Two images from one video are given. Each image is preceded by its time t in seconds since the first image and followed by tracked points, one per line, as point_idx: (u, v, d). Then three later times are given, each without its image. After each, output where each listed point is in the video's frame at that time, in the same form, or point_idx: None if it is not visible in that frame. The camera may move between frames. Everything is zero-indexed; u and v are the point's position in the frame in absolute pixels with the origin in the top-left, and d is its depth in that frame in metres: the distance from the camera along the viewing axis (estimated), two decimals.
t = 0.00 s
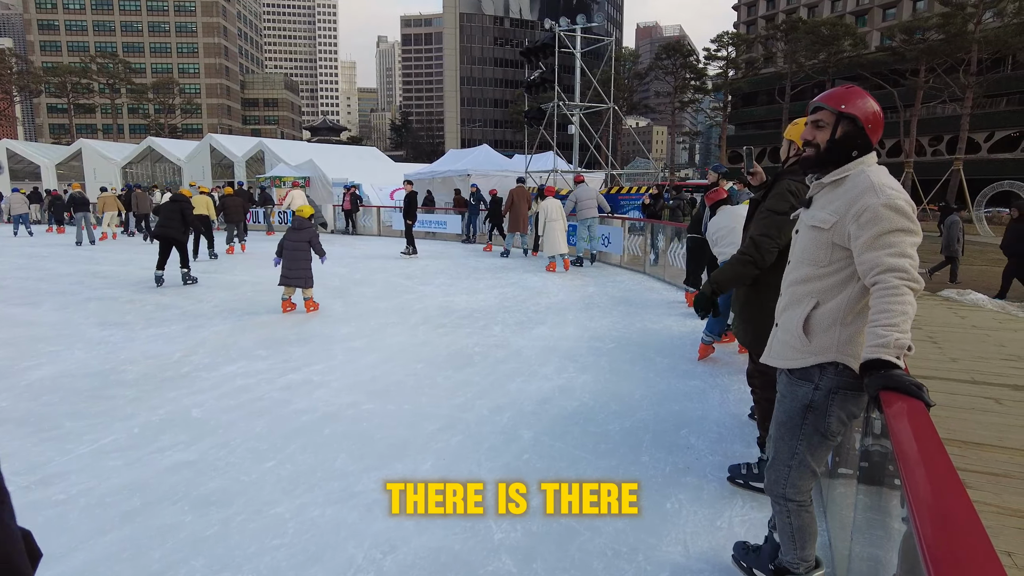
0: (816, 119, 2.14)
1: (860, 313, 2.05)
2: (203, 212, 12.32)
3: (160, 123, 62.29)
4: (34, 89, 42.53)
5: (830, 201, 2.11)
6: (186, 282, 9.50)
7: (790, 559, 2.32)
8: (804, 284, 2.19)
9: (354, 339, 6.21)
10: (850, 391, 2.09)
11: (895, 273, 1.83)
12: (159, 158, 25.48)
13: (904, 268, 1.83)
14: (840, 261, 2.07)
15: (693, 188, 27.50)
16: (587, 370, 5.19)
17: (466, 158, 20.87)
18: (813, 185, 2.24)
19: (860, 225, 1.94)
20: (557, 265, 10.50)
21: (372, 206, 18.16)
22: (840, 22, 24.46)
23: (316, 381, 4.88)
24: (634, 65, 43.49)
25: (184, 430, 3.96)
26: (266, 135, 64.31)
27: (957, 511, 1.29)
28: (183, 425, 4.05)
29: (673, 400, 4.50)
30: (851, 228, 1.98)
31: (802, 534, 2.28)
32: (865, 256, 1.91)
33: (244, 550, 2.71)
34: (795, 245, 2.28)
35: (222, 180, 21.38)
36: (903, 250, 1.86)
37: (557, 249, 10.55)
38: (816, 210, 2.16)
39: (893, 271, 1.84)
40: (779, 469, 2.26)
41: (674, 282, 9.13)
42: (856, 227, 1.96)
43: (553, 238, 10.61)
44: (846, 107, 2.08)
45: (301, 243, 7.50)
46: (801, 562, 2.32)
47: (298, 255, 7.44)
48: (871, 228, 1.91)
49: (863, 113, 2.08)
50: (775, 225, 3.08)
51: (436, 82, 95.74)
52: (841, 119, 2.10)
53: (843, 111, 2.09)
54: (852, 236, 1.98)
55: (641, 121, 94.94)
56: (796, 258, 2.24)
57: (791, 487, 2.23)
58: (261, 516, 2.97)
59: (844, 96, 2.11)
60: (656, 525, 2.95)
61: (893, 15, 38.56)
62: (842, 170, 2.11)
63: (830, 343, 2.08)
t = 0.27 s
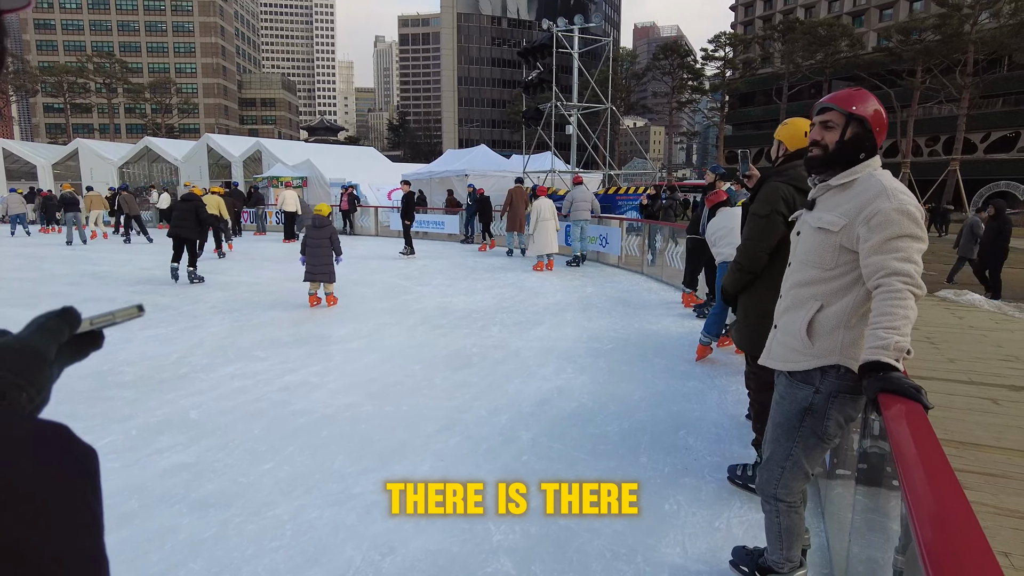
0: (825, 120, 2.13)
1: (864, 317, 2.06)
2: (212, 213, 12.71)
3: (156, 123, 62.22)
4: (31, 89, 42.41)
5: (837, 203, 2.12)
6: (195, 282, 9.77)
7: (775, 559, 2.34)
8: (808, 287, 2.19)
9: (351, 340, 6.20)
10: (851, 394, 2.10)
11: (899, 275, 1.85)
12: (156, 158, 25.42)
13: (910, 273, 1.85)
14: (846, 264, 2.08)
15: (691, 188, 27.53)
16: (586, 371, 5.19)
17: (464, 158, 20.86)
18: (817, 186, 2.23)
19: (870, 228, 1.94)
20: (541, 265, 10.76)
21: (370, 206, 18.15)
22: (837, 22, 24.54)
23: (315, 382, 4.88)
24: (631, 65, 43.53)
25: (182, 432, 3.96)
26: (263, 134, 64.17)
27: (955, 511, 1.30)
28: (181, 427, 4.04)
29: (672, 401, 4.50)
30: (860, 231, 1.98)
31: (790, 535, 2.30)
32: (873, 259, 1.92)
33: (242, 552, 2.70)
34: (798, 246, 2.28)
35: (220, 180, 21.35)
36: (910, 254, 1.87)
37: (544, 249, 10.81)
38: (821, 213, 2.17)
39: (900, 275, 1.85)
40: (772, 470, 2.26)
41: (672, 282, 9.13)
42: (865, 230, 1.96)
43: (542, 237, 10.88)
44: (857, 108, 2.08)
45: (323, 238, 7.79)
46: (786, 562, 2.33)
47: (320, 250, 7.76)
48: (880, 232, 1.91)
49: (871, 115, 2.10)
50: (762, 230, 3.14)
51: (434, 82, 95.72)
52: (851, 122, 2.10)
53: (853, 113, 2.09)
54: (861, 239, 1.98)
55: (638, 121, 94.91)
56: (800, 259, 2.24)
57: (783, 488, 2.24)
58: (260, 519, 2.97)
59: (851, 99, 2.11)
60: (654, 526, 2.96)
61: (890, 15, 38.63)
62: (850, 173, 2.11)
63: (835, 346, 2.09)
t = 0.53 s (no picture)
0: (838, 121, 2.12)
1: (868, 320, 2.08)
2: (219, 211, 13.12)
3: (153, 123, 62.19)
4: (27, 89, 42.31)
5: (846, 205, 2.11)
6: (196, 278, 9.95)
7: (759, 558, 2.34)
8: (814, 288, 2.19)
9: (349, 340, 6.19)
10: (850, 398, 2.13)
11: (905, 278, 1.86)
12: (153, 158, 25.37)
13: (915, 276, 1.86)
14: (854, 267, 2.08)
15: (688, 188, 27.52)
16: (583, 371, 5.19)
17: (461, 158, 20.83)
18: (825, 187, 2.23)
19: (881, 230, 1.94)
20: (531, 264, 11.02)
21: (367, 206, 18.13)
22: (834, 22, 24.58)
23: (312, 383, 4.87)
24: (629, 65, 43.53)
25: (178, 432, 3.94)
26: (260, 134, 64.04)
27: (951, 511, 1.29)
28: (177, 428, 4.02)
29: (669, 401, 4.50)
30: (871, 233, 1.98)
31: (776, 535, 2.30)
32: (881, 262, 1.92)
33: (239, 553, 2.70)
34: (803, 247, 2.28)
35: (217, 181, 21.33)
36: (917, 257, 1.89)
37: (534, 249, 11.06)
38: (830, 213, 2.16)
39: (909, 279, 1.86)
40: (764, 471, 2.26)
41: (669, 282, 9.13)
42: (876, 233, 1.96)
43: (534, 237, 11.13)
44: (870, 110, 2.07)
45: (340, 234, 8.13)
46: (770, 561, 2.33)
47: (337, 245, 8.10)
48: (891, 235, 1.91)
49: (882, 118, 2.10)
50: (750, 229, 3.11)
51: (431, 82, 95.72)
52: (865, 124, 2.10)
53: (867, 114, 2.08)
54: (870, 240, 1.98)
55: (636, 121, 94.85)
56: (806, 260, 2.24)
57: (773, 489, 2.24)
58: (256, 519, 2.96)
59: (865, 100, 2.10)
60: (650, 526, 2.96)
61: (887, 15, 38.66)
62: (861, 175, 2.10)
63: (840, 349, 2.10)
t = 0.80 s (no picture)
0: (832, 119, 2.11)
1: (864, 319, 2.09)
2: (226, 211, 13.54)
3: (151, 123, 62.02)
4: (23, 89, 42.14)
5: (841, 203, 2.12)
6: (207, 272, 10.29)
7: (759, 558, 2.34)
8: (808, 287, 2.20)
9: (346, 340, 6.18)
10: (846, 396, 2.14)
11: (900, 275, 1.87)
12: (150, 158, 25.31)
13: (910, 273, 1.86)
14: (848, 265, 2.09)
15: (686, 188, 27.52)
16: (580, 371, 5.18)
17: (459, 158, 20.82)
18: (819, 184, 2.23)
19: (876, 226, 1.95)
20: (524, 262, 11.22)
21: (365, 206, 18.10)
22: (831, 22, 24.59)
23: (309, 383, 4.86)
24: (626, 65, 43.56)
25: (174, 433, 3.93)
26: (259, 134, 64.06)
27: (947, 508, 1.29)
28: (173, 428, 4.01)
29: (666, 400, 4.51)
30: (867, 230, 1.99)
31: (776, 534, 2.30)
32: (874, 261, 1.93)
33: (236, 552, 2.69)
34: (797, 246, 2.29)
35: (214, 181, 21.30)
36: (911, 255, 1.89)
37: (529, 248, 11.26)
38: (824, 212, 2.16)
39: (903, 276, 1.86)
40: (762, 470, 2.25)
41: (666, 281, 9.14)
42: (871, 231, 1.96)
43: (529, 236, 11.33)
44: (863, 109, 2.09)
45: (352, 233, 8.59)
46: (769, 561, 2.34)
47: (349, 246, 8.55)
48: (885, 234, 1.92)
49: (875, 115, 2.11)
50: (731, 226, 3.12)
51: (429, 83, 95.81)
52: (858, 121, 2.10)
53: (861, 112, 2.09)
54: (865, 238, 1.99)
55: (634, 121, 94.76)
56: (800, 258, 2.24)
57: (771, 488, 2.24)
58: (254, 519, 2.96)
59: (858, 98, 2.11)
60: (647, 524, 2.96)
61: (884, 15, 38.72)
62: (855, 173, 2.10)
63: (835, 347, 2.11)
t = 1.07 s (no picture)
0: (829, 122, 2.14)
1: (859, 319, 2.10)
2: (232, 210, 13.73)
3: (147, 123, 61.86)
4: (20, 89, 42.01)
5: (837, 205, 2.13)
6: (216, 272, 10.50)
7: (759, 556, 2.34)
8: (805, 288, 2.21)
9: (344, 340, 6.19)
10: (843, 396, 2.15)
11: (895, 278, 1.88)
12: (147, 158, 25.27)
13: (903, 275, 1.88)
14: (844, 266, 2.11)
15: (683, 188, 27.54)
16: (578, 371, 5.19)
17: (456, 158, 20.83)
18: (817, 186, 2.24)
19: (871, 229, 1.96)
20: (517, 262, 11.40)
21: (362, 206, 18.10)
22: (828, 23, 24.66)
23: (307, 383, 4.86)
24: (624, 65, 43.62)
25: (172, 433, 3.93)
26: (256, 134, 63.93)
27: (940, 508, 1.30)
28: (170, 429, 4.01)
29: (664, 400, 4.52)
30: (862, 232, 2.00)
31: (776, 532, 2.30)
32: (868, 262, 1.94)
33: (234, 553, 2.70)
34: (795, 247, 2.30)
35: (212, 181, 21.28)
36: (906, 257, 1.90)
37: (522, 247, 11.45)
38: (822, 213, 2.18)
39: (896, 278, 1.88)
40: (760, 468, 2.26)
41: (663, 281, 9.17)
42: (866, 233, 1.98)
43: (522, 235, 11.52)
44: (859, 112, 2.11)
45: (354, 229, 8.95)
46: (769, 559, 2.34)
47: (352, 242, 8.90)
48: (879, 235, 1.93)
49: (872, 117, 2.13)
50: (721, 230, 3.20)
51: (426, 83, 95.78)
52: (855, 124, 2.12)
53: (857, 114, 2.12)
54: (861, 240, 2.00)
55: (631, 121, 94.75)
56: (797, 259, 2.26)
57: (769, 486, 2.25)
58: (252, 519, 2.96)
59: (855, 101, 2.14)
60: (644, 524, 2.97)
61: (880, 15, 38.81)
62: (852, 175, 2.11)
63: (830, 348, 2.12)
